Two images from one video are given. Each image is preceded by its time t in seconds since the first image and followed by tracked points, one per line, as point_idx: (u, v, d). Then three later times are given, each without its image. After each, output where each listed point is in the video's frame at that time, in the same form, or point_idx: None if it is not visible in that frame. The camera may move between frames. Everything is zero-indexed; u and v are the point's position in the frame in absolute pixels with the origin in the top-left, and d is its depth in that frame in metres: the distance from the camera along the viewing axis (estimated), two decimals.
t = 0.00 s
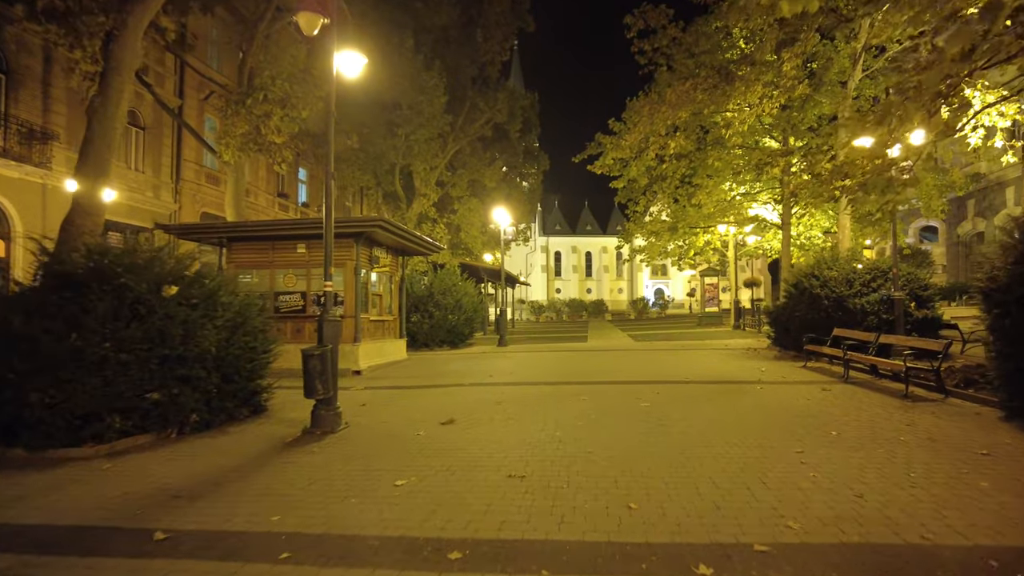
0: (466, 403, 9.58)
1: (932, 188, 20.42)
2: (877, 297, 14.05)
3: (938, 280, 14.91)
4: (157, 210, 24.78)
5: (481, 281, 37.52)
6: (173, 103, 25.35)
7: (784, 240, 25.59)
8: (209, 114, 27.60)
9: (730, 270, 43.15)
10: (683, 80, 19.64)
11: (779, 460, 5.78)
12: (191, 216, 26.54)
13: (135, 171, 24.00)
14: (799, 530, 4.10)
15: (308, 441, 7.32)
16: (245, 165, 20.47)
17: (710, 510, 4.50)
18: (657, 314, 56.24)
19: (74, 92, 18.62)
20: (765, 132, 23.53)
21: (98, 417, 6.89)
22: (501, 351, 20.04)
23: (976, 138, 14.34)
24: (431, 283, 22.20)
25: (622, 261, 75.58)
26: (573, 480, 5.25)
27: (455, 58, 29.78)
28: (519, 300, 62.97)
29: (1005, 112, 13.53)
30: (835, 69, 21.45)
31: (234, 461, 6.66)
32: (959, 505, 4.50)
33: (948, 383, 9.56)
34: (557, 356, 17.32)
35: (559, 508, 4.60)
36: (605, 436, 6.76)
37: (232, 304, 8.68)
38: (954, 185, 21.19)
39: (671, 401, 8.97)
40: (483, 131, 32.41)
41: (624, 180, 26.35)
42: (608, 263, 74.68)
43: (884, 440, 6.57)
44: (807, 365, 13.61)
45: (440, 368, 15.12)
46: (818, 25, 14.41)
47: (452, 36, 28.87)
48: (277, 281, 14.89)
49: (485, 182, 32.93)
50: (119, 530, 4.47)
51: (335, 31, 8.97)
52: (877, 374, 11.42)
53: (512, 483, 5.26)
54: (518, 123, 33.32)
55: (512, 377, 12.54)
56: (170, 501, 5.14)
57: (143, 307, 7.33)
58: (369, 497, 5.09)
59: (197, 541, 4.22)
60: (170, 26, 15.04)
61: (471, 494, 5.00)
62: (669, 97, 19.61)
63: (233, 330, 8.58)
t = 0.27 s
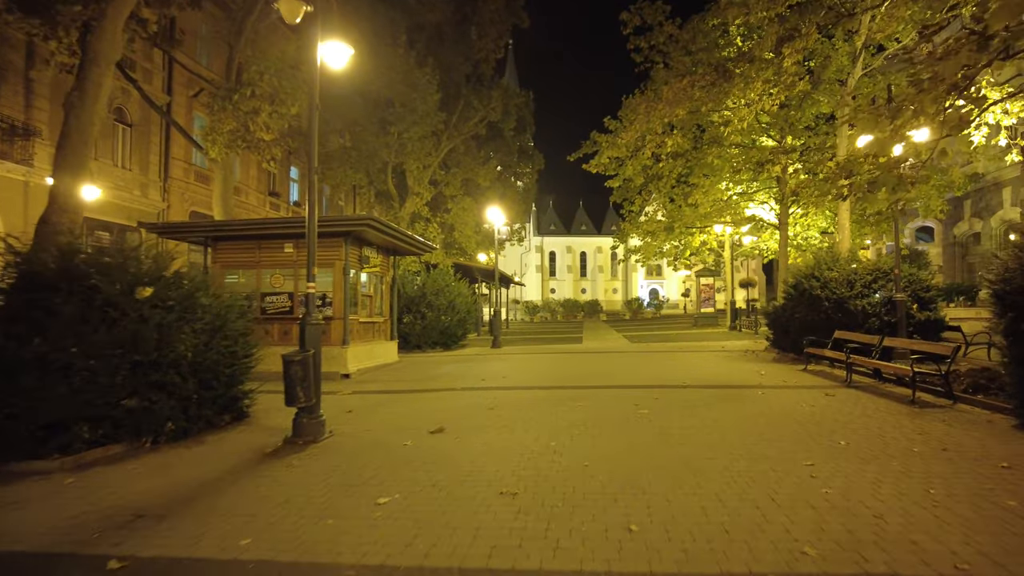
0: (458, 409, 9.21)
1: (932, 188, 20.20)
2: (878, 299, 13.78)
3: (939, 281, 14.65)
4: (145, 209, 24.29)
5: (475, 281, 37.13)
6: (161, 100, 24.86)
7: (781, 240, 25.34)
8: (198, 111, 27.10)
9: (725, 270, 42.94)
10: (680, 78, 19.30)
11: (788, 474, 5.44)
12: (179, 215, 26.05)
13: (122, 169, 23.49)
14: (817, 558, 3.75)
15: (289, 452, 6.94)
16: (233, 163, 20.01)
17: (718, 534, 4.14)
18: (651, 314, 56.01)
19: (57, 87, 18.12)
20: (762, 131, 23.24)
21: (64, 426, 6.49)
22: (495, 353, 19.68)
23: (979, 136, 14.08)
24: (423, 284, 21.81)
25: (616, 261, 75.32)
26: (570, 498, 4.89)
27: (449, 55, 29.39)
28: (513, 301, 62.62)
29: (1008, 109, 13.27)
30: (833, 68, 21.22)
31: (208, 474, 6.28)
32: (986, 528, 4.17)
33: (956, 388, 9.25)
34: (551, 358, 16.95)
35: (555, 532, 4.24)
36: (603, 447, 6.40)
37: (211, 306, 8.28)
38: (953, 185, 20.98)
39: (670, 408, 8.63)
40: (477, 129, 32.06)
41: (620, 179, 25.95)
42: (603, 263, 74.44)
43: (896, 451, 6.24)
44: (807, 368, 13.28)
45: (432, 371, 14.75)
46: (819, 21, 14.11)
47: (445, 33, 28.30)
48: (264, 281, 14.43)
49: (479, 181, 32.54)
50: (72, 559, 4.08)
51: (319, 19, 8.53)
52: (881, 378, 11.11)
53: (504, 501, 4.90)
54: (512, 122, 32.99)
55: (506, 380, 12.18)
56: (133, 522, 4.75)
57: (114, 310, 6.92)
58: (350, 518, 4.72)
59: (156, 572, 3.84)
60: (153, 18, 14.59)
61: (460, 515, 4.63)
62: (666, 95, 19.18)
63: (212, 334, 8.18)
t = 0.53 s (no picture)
0: (446, 411, 8.85)
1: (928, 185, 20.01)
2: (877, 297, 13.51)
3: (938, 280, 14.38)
4: (129, 207, 23.76)
5: (467, 280, 36.73)
6: (146, 95, 24.32)
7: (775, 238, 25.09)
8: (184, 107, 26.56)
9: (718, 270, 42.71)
10: (675, 73, 18.98)
11: (794, 483, 5.11)
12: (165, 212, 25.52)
13: (106, 165, 22.95)
14: None
15: (265, 458, 6.56)
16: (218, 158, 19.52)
17: (724, 551, 3.80)
18: (644, 314, 55.78)
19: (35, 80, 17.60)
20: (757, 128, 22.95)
21: (23, 432, 6.09)
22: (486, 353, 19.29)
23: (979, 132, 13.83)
24: (413, 282, 21.41)
25: (609, 261, 75.08)
26: (562, 510, 4.54)
27: (440, 51, 28.97)
28: (506, 300, 62.21)
29: (1010, 104, 13.01)
30: (828, 65, 21.05)
31: (177, 483, 5.89)
32: (1013, 543, 3.85)
33: (961, 389, 8.95)
34: (543, 358, 16.59)
35: (547, 549, 3.90)
36: (597, 454, 6.05)
37: (185, 304, 7.86)
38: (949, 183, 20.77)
39: (668, 410, 8.28)
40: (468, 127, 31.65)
41: (613, 177, 25.63)
42: (595, 262, 74.16)
43: (907, 457, 5.92)
44: (805, 368, 12.99)
45: (421, 372, 14.36)
46: (816, 14, 13.80)
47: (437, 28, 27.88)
48: (247, 279, 14.05)
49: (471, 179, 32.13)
50: None
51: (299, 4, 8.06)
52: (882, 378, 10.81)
53: (491, 514, 4.54)
54: (504, 119, 32.61)
55: (497, 381, 11.82)
56: (88, 538, 4.37)
57: (78, 308, 6.50)
58: (325, 533, 4.35)
59: None
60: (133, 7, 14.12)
61: (444, 530, 4.27)
62: (661, 90, 18.81)
63: (186, 333, 7.76)
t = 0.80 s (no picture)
0: (433, 418, 8.47)
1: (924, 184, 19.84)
2: (876, 298, 13.25)
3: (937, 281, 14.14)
4: (113, 205, 23.21)
5: (458, 280, 36.32)
6: (130, 91, 23.79)
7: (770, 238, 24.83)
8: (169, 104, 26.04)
9: (711, 270, 42.51)
10: (669, 70, 18.68)
11: (804, 497, 4.77)
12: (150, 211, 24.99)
13: (88, 162, 22.39)
14: None
15: (239, 470, 6.17)
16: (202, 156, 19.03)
17: None
18: (637, 314, 55.52)
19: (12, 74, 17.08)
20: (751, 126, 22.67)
21: None
22: (477, 355, 18.91)
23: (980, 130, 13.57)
24: (403, 282, 21.00)
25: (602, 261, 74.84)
26: (555, 532, 4.17)
27: (431, 49, 28.59)
28: (498, 300, 61.84)
29: (1011, 101, 12.76)
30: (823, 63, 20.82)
31: (141, 499, 5.48)
32: None
33: (968, 394, 8.64)
34: (535, 360, 16.23)
35: None
36: (590, 466, 5.69)
37: (156, 306, 7.43)
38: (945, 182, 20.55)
39: (665, 416, 7.93)
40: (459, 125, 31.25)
41: (606, 176, 25.31)
42: (588, 263, 73.91)
43: (920, 467, 5.57)
44: (803, 371, 12.68)
45: (410, 375, 13.96)
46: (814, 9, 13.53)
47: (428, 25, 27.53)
48: (230, 280, 13.65)
49: (462, 178, 31.74)
50: None
51: None
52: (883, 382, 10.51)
53: (477, 536, 4.16)
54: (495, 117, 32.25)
55: (488, 385, 11.45)
56: (32, 566, 3.97)
57: (37, 310, 6.07)
58: (294, 559, 3.96)
59: None
60: None
61: (425, 556, 3.89)
62: (655, 87, 18.50)
63: (158, 336, 7.34)
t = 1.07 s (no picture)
0: (424, 421, 8.10)
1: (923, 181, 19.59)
2: (879, 296, 12.94)
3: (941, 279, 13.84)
4: (98, 202, 22.70)
5: (452, 280, 35.93)
6: (116, 86, 23.29)
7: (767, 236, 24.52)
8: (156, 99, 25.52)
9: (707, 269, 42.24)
10: (665, 63, 18.36)
11: (821, 510, 4.43)
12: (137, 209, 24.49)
13: (72, 158, 21.88)
14: None
15: (214, 479, 5.77)
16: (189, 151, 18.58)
17: None
18: (632, 314, 55.21)
19: None
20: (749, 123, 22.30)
21: None
22: (470, 355, 18.53)
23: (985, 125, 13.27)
24: (395, 280, 20.61)
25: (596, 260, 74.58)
26: (552, 553, 3.80)
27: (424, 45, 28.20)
28: (492, 300, 61.44)
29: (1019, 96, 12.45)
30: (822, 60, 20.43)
31: (107, 510, 5.09)
32: None
33: (979, 396, 8.33)
34: (530, 361, 15.88)
35: None
36: (590, 475, 5.33)
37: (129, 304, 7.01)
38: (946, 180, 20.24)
39: (666, 420, 7.59)
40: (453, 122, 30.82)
41: (601, 174, 24.97)
42: (582, 262, 73.62)
43: (940, 476, 5.24)
44: (804, 372, 12.37)
45: (401, 376, 13.57)
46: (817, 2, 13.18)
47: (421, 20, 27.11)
48: (215, 279, 13.26)
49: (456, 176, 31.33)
50: None
51: None
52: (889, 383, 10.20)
53: (467, 556, 3.79)
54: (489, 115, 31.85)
55: (481, 387, 11.08)
56: None
57: None
58: None
59: None
60: None
61: None
62: (652, 82, 18.02)
63: (131, 336, 6.92)
